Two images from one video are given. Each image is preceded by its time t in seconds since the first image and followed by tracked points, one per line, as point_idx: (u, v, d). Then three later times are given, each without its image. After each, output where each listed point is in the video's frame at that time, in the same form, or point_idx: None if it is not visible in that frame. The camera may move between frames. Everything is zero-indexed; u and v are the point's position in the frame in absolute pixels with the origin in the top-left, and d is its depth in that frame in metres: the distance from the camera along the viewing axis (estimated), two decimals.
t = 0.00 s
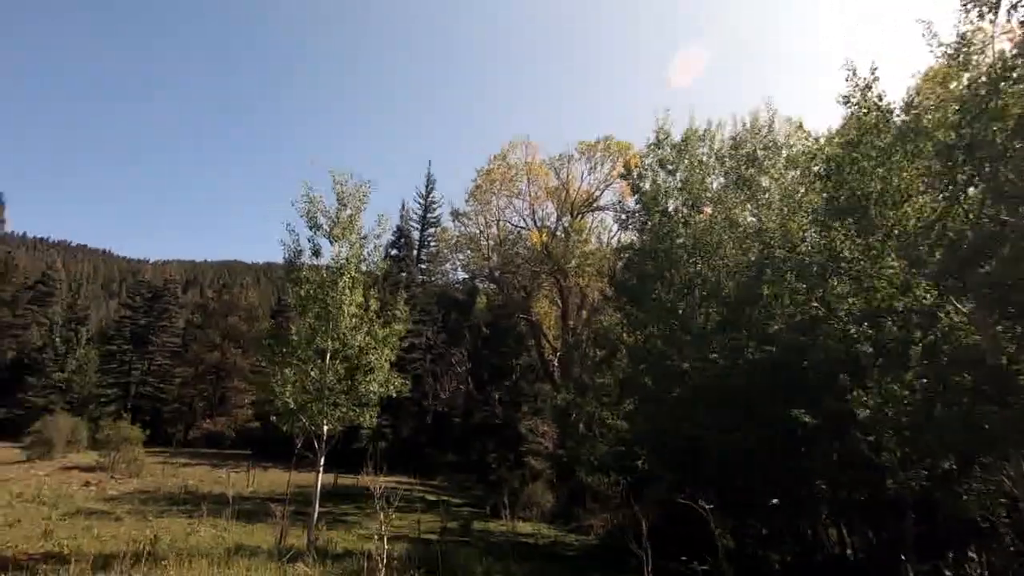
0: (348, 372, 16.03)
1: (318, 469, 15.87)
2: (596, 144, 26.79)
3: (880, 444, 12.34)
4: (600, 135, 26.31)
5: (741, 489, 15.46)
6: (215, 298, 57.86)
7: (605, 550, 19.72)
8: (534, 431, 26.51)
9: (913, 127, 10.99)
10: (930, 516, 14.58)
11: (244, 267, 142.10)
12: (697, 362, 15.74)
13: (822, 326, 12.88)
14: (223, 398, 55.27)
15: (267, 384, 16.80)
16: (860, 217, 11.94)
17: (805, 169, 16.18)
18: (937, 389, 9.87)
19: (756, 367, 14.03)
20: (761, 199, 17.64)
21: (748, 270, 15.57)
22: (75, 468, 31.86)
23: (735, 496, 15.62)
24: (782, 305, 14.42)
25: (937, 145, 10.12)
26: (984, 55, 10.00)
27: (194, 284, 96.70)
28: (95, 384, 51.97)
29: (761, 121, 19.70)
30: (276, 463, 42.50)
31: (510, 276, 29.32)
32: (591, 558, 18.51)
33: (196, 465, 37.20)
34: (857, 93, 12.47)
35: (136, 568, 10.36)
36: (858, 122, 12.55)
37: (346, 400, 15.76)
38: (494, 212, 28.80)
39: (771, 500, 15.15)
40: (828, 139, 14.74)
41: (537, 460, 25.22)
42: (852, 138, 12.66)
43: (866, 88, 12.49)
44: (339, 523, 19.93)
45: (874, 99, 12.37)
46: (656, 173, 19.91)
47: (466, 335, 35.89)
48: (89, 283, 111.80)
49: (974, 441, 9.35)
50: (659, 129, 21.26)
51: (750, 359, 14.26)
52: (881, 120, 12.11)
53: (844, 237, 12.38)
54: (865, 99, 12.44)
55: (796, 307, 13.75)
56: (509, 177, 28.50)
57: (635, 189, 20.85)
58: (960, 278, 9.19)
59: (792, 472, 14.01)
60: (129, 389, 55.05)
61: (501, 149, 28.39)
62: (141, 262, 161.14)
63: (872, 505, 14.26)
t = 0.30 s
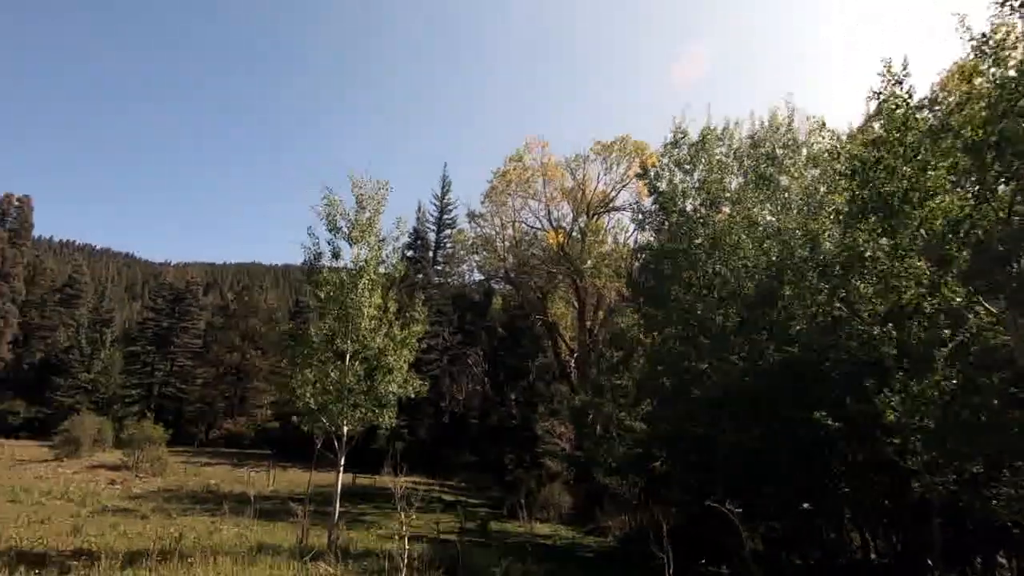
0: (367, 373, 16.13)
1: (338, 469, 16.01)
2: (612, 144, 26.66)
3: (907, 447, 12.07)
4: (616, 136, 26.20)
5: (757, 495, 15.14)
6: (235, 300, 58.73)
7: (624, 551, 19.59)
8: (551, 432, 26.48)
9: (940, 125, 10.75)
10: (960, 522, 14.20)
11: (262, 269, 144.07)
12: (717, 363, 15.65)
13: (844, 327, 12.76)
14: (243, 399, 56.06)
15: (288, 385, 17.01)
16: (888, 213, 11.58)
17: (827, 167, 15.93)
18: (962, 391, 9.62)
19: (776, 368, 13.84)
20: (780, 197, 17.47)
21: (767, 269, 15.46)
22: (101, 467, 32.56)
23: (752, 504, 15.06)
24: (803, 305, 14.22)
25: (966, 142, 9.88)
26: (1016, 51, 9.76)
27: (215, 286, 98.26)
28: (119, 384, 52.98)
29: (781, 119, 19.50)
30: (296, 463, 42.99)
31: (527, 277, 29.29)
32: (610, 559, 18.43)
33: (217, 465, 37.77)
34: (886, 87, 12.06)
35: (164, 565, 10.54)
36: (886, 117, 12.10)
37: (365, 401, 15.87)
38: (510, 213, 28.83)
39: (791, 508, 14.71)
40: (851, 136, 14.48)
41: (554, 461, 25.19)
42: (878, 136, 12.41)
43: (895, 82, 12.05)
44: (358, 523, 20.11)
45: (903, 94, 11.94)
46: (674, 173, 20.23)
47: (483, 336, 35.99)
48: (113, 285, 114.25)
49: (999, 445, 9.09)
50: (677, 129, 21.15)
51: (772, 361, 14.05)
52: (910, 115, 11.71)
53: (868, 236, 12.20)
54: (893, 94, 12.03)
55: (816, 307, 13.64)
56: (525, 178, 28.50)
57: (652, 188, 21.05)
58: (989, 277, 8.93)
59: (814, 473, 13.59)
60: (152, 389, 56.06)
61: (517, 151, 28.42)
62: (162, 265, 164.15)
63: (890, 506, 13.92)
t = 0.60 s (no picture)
0: (389, 371, 16.29)
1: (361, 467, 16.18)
2: (629, 140, 26.49)
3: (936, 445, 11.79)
4: (633, 132, 26.04)
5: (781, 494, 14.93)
6: (257, 301, 59.71)
7: (646, 549, 19.49)
8: (570, 430, 26.52)
9: (972, 114, 10.50)
10: (992, 523, 13.87)
11: (282, 270, 146.04)
12: (739, 361, 15.54)
13: (871, 323, 12.42)
14: (265, 398, 57.01)
15: (310, 384, 17.21)
16: (915, 204, 11.30)
17: (850, 160, 15.74)
18: (995, 387, 9.27)
19: (801, 366, 13.57)
20: (801, 191, 17.25)
21: (789, 264, 15.31)
22: (130, 465, 33.37)
23: (777, 502, 14.84)
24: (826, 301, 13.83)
25: (998, 131, 9.68)
26: None
27: (237, 287, 99.97)
28: (146, 384, 54.18)
29: (801, 112, 19.24)
30: (317, 461, 43.58)
31: (544, 275, 29.26)
32: (631, 558, 18.36)
33: (241, 463, 38.45)
34: (915, 77, 11.73)
35: (193, 561, 10.78)
36: (915, 106, 11.71)
37: (386, 400, 16.04)
38: (527, 211, 28.83)
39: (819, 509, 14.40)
40: (876, 128, 14.22)
41: (574, 459, 25.16)
42: (906, 127, 12.15)
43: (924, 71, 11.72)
44: (380, 520, 20.36)
45: (933, 83, 11.61)
46: (692, 168, 20.41)
47: (500, 335, 36.07)
48: (138, 287, 116.87)
49: None
50: (695, 124, 20.98)
51: (796, 358, 13.81)
52: (939, 104, 11.36)
53: (896, 228, 12.04)
54: (923, 83, 11.69)
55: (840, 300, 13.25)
56: (542, 176, 28.47)
57: (671, 184, 20.98)
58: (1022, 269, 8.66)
59: (837, 472, 13.35)
60: (177, 389, 57.29)
61: (534, 148, 28.40)
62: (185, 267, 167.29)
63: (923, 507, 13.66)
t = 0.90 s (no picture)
0: (415, 367, 16.46)
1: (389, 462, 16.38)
2: (652, 133, 26.18)
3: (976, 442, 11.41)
4: (657, 125, 25.74)
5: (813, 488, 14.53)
6: (284, 299, 60.87)
7: (674, 545, 19.32)
8: (595, 426, 26.47)
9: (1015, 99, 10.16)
10: None
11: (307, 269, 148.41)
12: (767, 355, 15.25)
13: (906, 316, 12.09)
14: (293, 394, 58.14)
15: (337, 380, 17.46)
16: (954, 193, 10.96)
17: (882, 149, 15.35)
18: None
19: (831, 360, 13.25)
20: (831, 182, 16.88)
21: (819, 256, 14.99)
22: (166, 459, 34.37)
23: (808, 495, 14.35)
24: (858, 294, 13.51)
25: None
26: None
27: (264, 286, 102.03)
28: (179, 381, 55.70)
29: (830, 101, 18.80)
30: (344, 457, 44.27)
31: (567, 271, 29.17)
32: (659, 554, 18.22)
33: (271, 458, 39.28)
34: (952, 62, 11.42)
35: (228, 552, 11.06)
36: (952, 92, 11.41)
37: (413, 395, 16.22)
38: (550, 207, 28.74)
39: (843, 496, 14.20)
40: (910, 115, 13.83)
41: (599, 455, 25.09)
42: (943, 113, 11.80)
43: (962, 55, 11.40)
44: (407, 514, 20.59)
45: (971, 68, 11.33)
46: (718, 160, 20.18)
47: (523, 331, 36.09)
48: (170, 286, 120.08)
49: None
50: (721, 115, 20.66)
51: (827, 352, 13.49)
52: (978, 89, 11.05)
53: (932, 218, 11.70)
54: (961, 68, 11.40)
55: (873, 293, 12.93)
56: (564, 171, 28.35)
57: (696, 177, 20.71)
58: None
59: (873, 468, 12.98)
60: (209, 386, 58.78)
61: (556, 144, 28.28)
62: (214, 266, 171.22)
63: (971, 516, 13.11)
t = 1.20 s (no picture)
0: (443, 360, 16.60)
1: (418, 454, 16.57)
2: (679, 123, 25.75)
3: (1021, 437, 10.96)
4: (684, 115, 25.32)
5: (847, 483, 14.23)
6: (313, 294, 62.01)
7: (703, 540, 19.07)
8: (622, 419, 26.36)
9: None
10: None
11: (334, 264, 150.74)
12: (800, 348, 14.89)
13: (947, 308, 11.61)
14: (323, 387, 59.28)
15: (366, 373, 17.72)
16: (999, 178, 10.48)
17: (921, 134, 14.81)
18: None
19: (869, 353, 12.82)
20: (868, 169, 16.36)
21: (854, 246, 14.54)
22: (203, 450, 35.49)
23: (842, 489, 14.04)
24: (897, 285, 13.06)
25: None
26: None
27: (293, 282, 104.05)
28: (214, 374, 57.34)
29: (866, 85, 18.20)
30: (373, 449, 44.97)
31: (593, 263, 28.99)
32: (687, 548, 18.00)
33: (303, 449, 40.17)
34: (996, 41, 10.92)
35: (265, 539, 11.40)
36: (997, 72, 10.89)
37: (441, 387, 16.38)
38: (575, 199, 28.58)
39: (879, 493, 13.82)
40: (952, 98, 13.29)
41: (626, 448, 24.96)
42: (988, 95, 11.29)
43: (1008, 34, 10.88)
44: (436, 505, 20.86)
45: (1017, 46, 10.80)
46: (749, 149, 19.77)
47: (549, 325, 36.06)
48: (204, 282, 123.47)
49: None
50: (750, 103, 20.21)
51: (862, 345, 13.08)
52: None
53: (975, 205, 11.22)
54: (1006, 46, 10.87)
55: (912, 283, 12.49)
56: (589, 164, 28.14)
57: (725, 167, 20.35)
58: None
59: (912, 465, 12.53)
60: (242, 379, 60.38)
61: (582, 136, 28.07)
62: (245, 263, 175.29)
63: None
